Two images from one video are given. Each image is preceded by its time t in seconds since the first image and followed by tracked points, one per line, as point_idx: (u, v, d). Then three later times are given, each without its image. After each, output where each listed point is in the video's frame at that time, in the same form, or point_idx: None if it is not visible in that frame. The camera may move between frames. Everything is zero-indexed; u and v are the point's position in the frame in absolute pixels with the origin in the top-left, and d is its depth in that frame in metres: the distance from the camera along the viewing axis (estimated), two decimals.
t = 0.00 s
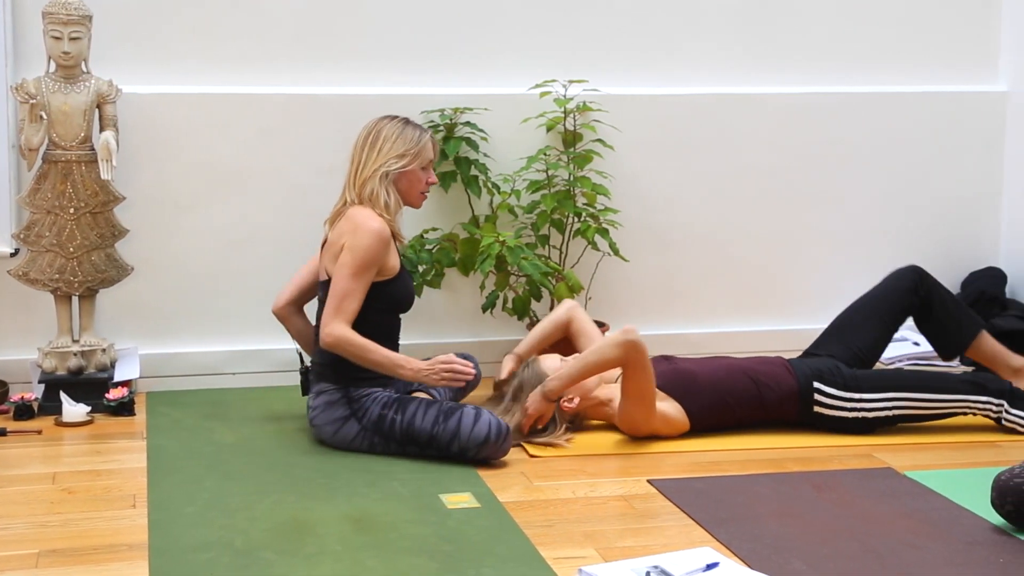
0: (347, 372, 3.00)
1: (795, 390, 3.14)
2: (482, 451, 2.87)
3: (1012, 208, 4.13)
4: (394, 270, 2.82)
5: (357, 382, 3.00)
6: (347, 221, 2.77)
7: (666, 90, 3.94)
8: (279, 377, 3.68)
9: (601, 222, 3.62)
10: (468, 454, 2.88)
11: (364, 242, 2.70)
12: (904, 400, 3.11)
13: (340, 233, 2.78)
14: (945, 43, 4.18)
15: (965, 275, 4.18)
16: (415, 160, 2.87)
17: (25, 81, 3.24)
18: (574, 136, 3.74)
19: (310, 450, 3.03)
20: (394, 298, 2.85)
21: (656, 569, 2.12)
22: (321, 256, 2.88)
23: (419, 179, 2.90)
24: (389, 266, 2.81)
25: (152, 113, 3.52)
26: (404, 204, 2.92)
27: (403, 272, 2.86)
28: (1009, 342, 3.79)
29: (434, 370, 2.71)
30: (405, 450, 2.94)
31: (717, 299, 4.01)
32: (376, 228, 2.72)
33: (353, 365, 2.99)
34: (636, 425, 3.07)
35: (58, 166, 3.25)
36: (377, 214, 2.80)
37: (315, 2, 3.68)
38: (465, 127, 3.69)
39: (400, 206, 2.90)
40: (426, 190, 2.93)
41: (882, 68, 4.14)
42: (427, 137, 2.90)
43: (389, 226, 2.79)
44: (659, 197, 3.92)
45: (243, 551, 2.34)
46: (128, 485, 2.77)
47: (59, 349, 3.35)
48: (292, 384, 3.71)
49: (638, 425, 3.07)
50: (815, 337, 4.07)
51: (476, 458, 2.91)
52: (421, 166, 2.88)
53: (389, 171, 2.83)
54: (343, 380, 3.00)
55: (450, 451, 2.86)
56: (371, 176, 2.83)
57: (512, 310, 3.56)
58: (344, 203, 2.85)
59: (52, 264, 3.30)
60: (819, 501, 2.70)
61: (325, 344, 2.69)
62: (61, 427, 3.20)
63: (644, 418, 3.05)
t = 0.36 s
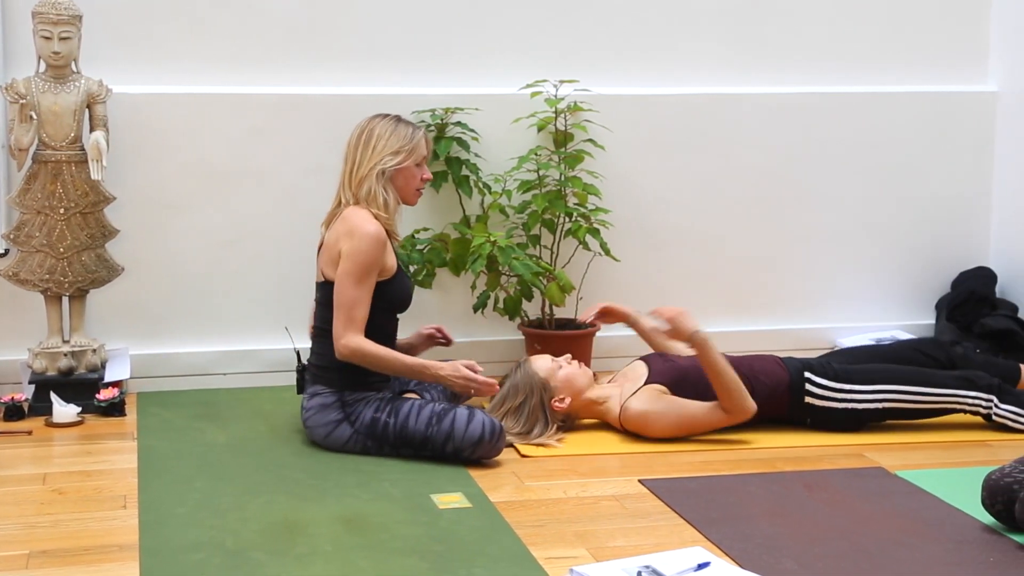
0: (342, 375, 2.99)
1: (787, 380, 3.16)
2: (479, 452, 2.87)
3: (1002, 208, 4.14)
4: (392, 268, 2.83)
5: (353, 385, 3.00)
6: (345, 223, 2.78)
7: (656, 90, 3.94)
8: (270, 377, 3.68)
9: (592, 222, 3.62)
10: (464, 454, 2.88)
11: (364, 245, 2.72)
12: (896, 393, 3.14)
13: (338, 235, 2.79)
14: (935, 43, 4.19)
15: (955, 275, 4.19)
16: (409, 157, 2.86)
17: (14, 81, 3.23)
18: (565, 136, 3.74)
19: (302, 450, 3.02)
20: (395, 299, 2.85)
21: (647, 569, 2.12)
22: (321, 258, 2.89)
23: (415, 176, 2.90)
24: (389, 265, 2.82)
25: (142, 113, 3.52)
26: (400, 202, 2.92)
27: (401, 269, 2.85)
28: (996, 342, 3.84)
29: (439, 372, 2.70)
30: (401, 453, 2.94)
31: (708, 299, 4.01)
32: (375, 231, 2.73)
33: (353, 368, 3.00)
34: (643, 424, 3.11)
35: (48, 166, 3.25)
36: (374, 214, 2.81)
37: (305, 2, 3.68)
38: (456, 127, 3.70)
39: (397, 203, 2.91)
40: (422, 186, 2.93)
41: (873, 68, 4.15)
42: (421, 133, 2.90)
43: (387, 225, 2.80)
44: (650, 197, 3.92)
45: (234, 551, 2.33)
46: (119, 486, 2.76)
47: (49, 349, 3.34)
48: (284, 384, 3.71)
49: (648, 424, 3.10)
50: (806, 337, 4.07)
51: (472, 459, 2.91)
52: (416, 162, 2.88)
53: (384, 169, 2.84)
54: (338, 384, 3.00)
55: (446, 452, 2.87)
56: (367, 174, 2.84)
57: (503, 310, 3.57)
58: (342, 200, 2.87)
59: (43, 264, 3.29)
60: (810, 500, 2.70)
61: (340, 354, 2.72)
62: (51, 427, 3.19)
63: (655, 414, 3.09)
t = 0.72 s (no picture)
0: (335, 382, 2.98)
1: (790, 386, 3.18)
2: (478, 447, 2.88)
3: (1002, 208, 4.14)
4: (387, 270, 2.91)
5: (345, 392, 2.98)
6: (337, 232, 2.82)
7: (655, 90, 3.94)
8: (270, 377, 3.68)
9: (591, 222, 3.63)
10: (463, 450, 2.88)
11: (360, 259, 2.78)
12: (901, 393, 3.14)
13: (330, 243, 2.84)
14: (934, 43, 4.19)
15: (955, 274, 4.19)
16: (398, 159, 2.88)
17: (14, 81, 3.23)
18: (564, 136, 3.74)
19: (301, 450, 3.03)
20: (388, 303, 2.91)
21: (647, 569, 2.12)
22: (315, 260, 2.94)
23: (404, 177, 2.93)
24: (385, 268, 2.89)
25: (142, 113, 3.52)
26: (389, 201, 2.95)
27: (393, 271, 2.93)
28: (997, 342, 3.85)
29: (482, 383, 2.87)
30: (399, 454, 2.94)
31: (708, 300, 4.01)
32: (368, 244, 2.78)
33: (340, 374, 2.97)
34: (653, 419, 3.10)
35: (47, 166, 3.25)
36: (364, 220, 2.85)
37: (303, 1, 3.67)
38: (455, 127, 3.70)
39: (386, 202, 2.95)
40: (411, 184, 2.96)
41: (872, 68, 4.15)
42: (408, 132, 2.91)
43: (377, 231, 2.85)
44: (649, 197, 3.92)
45: (234, 551, 2.33)
46: (118, 486, 2.76)
47: (49, 349, 3.34)
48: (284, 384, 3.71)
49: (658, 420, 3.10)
50: (806, 337, 4.07)
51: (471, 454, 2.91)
52: (405, 163, 2.90)
53: (374, 173, 2.86)
54: (330, 389, 2.99)
55: (445, 450, 2.87)
56: (356, 177, 2.86)
57: (503, 310, 3.57)
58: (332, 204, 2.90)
59: (42, 264, 3.29)
60: (809, 500, 2.70)
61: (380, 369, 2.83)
62: (51, 427, 3.19)
63: (664, 410, 3.09)
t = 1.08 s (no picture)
0: (342, 378, 2.98)
1: (793, 390, 3.19)
2: (479, 453, 2.88)
3: (1001, 208, 4.14)
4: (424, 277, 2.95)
5: (351, 390, 2.98)
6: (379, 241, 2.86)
7: (654, 90, 3.94)
8: (270, 377, 3.68)
9: (591, 222, 3.64)
10: (464, 456, 2.88)
11: (404, 271, 2.82)
12: (901, 401, 3.17)
13: (370, 251, 2.88)
14: (934, 43, 4.19)
15: (954, 275, 4.19)
16: (439, 170, 2.91)
17: (13, 81, 3.23)
18: (564, 136, 3.75)
19: (301, 449, 3.03)
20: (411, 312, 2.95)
21: (647, 569, 2.12)
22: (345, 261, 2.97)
23: (445, 186, 2.96)
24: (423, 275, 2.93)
25: (141, 113, 3.52)
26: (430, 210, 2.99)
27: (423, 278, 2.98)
28: (997, 342, 3.85)
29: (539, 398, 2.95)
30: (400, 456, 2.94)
31: (708, 300, 4.01)
32: (412, 255, 2.82)
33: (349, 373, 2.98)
34: (652, 425, 3.11)
35: (47, 166, 3.25)
36: (405, 230, 2.89)
37: None
38: (455, 127, 3.71)
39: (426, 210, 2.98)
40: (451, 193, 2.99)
41: (872, 68, 4.15)
42: (450, 143, 2.93)
43: (418, 241, 2.89)
44: (649, 196, 3.92)
45: (234, 552, 2.33)
46: (118, 486, 2.76)
47: (49, 349, 3.34)
48: (283, 384, 3.71)
49: (656, 426, 3.11)
50: (806, 337, 4.07)
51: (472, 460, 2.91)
52: (447, 174, 2.93)
53: (416, 185, 2.89)
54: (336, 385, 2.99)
55: (446, 454, 2.87)
56: (397, 189, 2.89)
57: (503, 310, 3.57)
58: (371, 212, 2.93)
59: (42, 264, 3.29)
60: (809, 500, 2.70)
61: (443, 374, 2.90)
62: (51, 427, 3.19)
63: (666, 418, 3.10)
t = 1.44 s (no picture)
0: (351, 373, 2.98)
1: (791, 389, 3.19)
2: (481, 454, 2.88)
3: (1001, 208, 4.14)
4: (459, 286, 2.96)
5: (357, 385, 2.98)
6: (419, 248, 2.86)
7: (654, 90, 3.94)
8: (270, 377, 3.68)
9: (591, 222, 3.64)
10: (467, 456, 2.88)
11: (446, 280, 2.83)
12: (901, 401, 3.17)
13: (409, 258, 2.88)
14: (933, 43, 4.19)
15: (954, 275, 4.19)
16: (482, 183, 2.93)
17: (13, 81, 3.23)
18: (564, 136, 3.75)
19: (301, 449, 3.03)
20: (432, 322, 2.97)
21: (647, 569, 2.12)
22: (378, 264, 2.96)
23: (486, 199, 2.97)
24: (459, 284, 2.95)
25: (141, 113, 3.52)
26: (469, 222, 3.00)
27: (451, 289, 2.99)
28: (996, 342, 3.85)
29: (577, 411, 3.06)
30: (401, 454, 2.94)
31: (707, 300, 4.01)
32: (453, 264, 2.82)
33: (361, 368, 2.97)
34: (651, 425, 3.11)
35: (47, 166, 3.25)
36: (445, 239, 2.90)
37: None
38: (455, 127, 3.71)
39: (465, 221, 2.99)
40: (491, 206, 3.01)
41: (871, 68, 4.15)
42: (493, 156, 2.95)
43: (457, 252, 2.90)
44: (649, 197, 3.92)
45: (234, 551, 2.33)
46: (118, 486, 2.76)
47: (49, 349, 3.34)
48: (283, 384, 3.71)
49: (655, 426, 3.10)
50: (806, 337, 4.07)
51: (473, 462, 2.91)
52: (488, 187, 2.94)
53: (458, 197, 2.90)
54: (346, 378, 2.98)
55: (449, 454, 2.87)
56: (440, 201, 2.90)
57: (502, 309, 3.57)
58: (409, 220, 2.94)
59: (42, 264, 3.29)
60: (809, 500, 2.70)
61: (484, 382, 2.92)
62: (50, 427, 3.19)
63: (665, 420, 3.09)
